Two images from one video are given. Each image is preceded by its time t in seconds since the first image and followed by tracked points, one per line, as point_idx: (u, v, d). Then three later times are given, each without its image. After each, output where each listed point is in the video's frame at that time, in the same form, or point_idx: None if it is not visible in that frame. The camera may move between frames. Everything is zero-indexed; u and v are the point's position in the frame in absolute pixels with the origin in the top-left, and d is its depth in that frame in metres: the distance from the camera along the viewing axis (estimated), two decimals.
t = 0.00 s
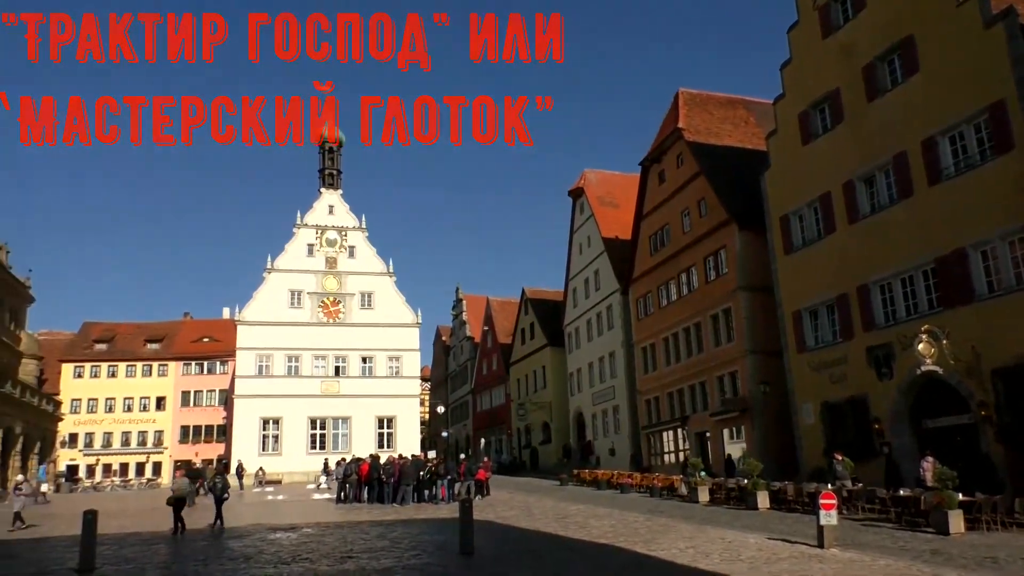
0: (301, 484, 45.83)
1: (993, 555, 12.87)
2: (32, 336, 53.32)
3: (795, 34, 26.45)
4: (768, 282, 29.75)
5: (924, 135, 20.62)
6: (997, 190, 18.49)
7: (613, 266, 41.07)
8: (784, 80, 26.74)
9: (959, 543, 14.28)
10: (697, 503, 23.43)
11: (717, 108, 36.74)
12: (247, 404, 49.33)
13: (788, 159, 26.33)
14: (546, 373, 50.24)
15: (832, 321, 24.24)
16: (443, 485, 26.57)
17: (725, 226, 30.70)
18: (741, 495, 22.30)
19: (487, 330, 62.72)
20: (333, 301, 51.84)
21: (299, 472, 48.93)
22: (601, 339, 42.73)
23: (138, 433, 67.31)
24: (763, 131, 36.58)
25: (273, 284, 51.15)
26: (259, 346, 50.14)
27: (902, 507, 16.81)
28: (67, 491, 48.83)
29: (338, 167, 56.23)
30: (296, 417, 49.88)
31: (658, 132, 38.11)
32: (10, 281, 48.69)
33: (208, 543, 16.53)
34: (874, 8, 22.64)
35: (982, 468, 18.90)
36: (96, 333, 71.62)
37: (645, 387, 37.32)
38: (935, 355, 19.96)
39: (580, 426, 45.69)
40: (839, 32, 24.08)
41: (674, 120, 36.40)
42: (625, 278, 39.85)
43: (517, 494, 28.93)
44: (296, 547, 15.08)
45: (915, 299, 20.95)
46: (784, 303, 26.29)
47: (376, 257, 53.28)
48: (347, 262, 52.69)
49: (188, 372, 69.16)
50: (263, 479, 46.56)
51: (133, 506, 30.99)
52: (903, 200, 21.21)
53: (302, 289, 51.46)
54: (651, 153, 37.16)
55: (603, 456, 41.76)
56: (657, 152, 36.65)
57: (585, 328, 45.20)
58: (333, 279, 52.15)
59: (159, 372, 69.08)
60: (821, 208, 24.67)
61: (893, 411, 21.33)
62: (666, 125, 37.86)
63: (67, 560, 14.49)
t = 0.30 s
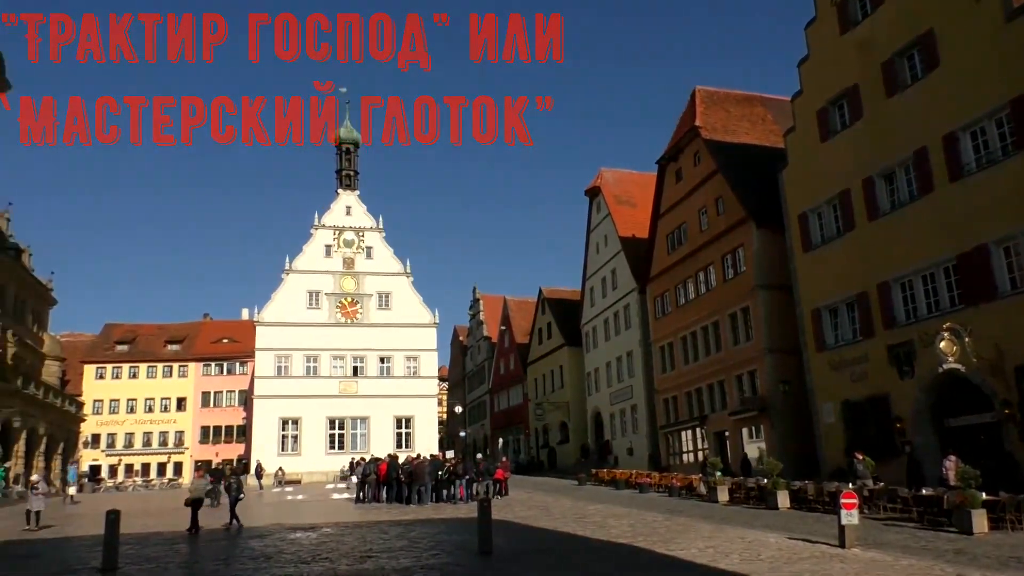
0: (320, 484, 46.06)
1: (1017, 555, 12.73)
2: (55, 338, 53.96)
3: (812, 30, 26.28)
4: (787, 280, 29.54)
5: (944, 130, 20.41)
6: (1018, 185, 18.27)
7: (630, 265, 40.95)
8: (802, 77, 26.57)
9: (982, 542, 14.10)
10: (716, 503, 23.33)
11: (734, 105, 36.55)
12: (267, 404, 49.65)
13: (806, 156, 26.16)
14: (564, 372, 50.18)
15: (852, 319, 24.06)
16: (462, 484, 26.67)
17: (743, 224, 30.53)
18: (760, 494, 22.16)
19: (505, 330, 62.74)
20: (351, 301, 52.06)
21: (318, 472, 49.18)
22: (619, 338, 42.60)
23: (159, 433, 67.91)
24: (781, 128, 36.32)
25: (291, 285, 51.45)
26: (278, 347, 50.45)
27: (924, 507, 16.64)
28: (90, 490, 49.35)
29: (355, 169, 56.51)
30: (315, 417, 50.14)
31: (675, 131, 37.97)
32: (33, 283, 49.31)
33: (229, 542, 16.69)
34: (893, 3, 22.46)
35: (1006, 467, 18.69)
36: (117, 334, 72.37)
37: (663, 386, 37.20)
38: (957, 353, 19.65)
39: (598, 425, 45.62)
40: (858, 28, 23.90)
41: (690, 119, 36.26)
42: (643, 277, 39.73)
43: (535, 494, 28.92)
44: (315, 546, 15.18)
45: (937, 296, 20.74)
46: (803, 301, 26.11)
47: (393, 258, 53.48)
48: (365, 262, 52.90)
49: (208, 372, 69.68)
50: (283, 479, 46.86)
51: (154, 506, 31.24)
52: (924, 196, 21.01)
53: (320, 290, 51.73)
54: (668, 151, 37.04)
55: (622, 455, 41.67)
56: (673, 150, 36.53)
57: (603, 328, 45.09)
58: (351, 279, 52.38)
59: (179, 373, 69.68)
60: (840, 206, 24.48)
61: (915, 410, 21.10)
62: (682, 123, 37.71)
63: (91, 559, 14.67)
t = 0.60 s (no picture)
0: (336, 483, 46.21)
1: None
2: (74, 339, 54.44)
3: (828, 27, 26.10)
4: (804, 280, 29.38)
5: (962, 127, 20.21)
6: None
7: (645, 264, 40.83)
8: (817, 75, 26.43)
9: (1003, 542, 13.99)
10: (733, 503, 23.23)
11: (748, 103, 36.38)
12: (283, 405, 49.87)
13: (822, 153, 25.99)
14: (578, 372, 50.10)
15: (869, 318, 23.89)
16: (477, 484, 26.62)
17: (758, 223, 30.39)
18: (777, 495, 22.03)
19: (519, 330, 62.72)
20: (366, 302, 52.23)
21: (334, 472, 49.36)
22: (634, 338, 42.48)
23: (177, 434, 68.39)
24: (796, 126, 36.10)
25: (307, 286, 51.68)
26: (294, 347, 50.67)
27: (944, 507, 16.49)
28: (109, 490, 49.76)
29: (370, 170, 56.74)
30: (331, 417, 50.31)
31: (689, 130, 37.84)
32: (52, 285, 49.74)
33: (245, 542, 16.77)
34: None
35: None
36: (135, 335, 73.00)
37: (679, 386, 37.08)
38: (976, 352, 19.41)
39: (613, 425, 45.52)
40: (873, 24, 23.74)
41: (705, 117, 36.14)
42: (658, 277, 39.62)
43: (551, 494, 28.86)
44: (332, 546, 15.23)
45: (956, 294, 20.55)
46: (820, 299, 25.94)
47: (408, 258, 53.63)
48: (380, 263, 53.08)
49: (225, 373, 70.15)
50: (299, 478, 47.06)
51: (171, 506, 31.45)
52: (942, 194, 20.82)
53: (335, 290, 51.93)
54: (682, 150, 36.94)
55: (637, 455, 41.56)
56: (688, 149, 36.42)
57: (618, 327, 44.99)
58: (366, 280, 52.57)
59: (196, 373, 70.18)
60: (857, 204, 24.30)
61: (934, 410, 20.90)
62: (697, 122, 37.59)
63: (110, 558, 14.78)
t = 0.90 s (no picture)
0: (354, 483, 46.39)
1: None
2: (95, 339, 54.98)
3: (847, 25, 25.92)
4: (822, 279, 29.16)
5: (984, 123, 19.99)
6: None
7: (663, 263, 40.70)
8: (835, 72, 26.25)
9: None
10: (752, 503, 23.11)
11: (766, 101, 36.16)
12: (301, 405, 50.12)
13: (841, 152, 25.80)
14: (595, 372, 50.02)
15: (889, 317, 23.69)
16: (495, 484, 26.68)
17: (776, 221, 30.21)
18: (797, 495, 21.87)
19: (536, 330, 62.71)
20: (383, 302, 52.42)
21: (352, 472, 49.56)
22: (651, 337, 42.37)
23: (196, 433, 68.93)
24: (814, 124, 35.83)
25: (324, 286, 51.94)
26: (312, 348, 50.93)
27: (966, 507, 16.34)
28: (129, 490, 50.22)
29: (386, 170, 56.93)
30: (348, 417, 50.51)
31: (706, 128, 37.68)
32: (72, 286, 50.21)
33: (264, 541, 16.87)
34: None
35: None
36: (155, 336, 73.64)
37: (696, 385, 36.94)
38: (998, 351, 19.22)
39: (631, 425, 45.41)
40: (892, 21, 23.55)
41: (722, 116, 35.98)
42: (675, 276, 39.49)
43: (568, 493, 28.85)
44: (349, 545, 15.29)
45: (977, 293, 20.33)
46: (839, 298, 25.75)
47: (424, 258, 53.79)
48: (396, 263, 53.26)
49: (244, 373, 70.64)
50: (317, 478, 47.30)
51: (190, 505, 31.70)
52: (963, 191, 20.61)
53: (352, 291, 52.14)
54: (699, 149, 36.78)
55: (655, 455, 41.45)
56: (705, 148, 36.28)
57: (635, 327, 44.88)
58: (383, 280, 52.75)
59: (215, 373, 70.71)
60: (876, 202, 24.10)
61: (956, 410, 20.70)
62: (714, 120, 37.43)
63: (130, 558, 14.90)
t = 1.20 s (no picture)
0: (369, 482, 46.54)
1: None
2: (114, 339, 55.49)
3: (863, 22, 25.74)
4: (839, 278, 28.96)
5: (1003, 121, 19.79)
6: None
7: (678, 262, 40.56)
8: (852, 70, 26.07)
9: None
10: (768, 504, 23.02)
11: (781, 99, 35.96)
12: (317, 404, 50.34)
13: (858, 149, 25.62)
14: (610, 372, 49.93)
15: (907, 316, 23.51)
16: (510, 483, 26.78)
17: (793, 220, 30.04)
18: (814, 496, 21.72)
19: (551, 329, 62.69)
20: (398, 301, 52.58)
21: (368, 471, 49.72)
22: (666, 337, 42.25)
23: (213, 433, 69.40)
24: (831, 122, 35.58)
25: (340, 286, 52.15)
26: (328, 347, 51.16)
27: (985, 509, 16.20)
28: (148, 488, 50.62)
29: (401, 170, 57.09)
30: (364, 416, 50.69)
31: (722, 127, 37.52)
32: (91, 286, 50.61)
33: (282, 540, 16.99)
34: None
35: None
36: (172, 336, 74.18)
37: (712, 385, 36.79)
38: (1018, 351, 19.02)
39: (646, 425, 45.31)
40: (909, 17, 23.35)
41: (738, 114, 35.82)
42: (690, 276, 39.36)
43: (583, 493, 28.85)
44: (366, 545, 15.36)
45: (996, 292, 20.13)
46: (855, 298, 25.58)
47: (439, 258, 53.91)
48: (412, 263, 53.42)
49: (260, 373, 71.05)
50: (333, 478, 47.50)
51: (208, 503, 31.93)
52: (981, 189, 20.43)
53: (367, 290, 52.33)
54: (714, 148, 36.63)
55: (670, 455, 41.34)
56: (720, 146, 36.14)
57: (650, 327, 44.77)
58: (398, 280, 52.91)
59: (232, 373, 71.17)
60: (894, 200, 23.92)
61: (975, 410, 20.50)
62: (729, 119, 37.27)
63: (149, 556, 15.02)
